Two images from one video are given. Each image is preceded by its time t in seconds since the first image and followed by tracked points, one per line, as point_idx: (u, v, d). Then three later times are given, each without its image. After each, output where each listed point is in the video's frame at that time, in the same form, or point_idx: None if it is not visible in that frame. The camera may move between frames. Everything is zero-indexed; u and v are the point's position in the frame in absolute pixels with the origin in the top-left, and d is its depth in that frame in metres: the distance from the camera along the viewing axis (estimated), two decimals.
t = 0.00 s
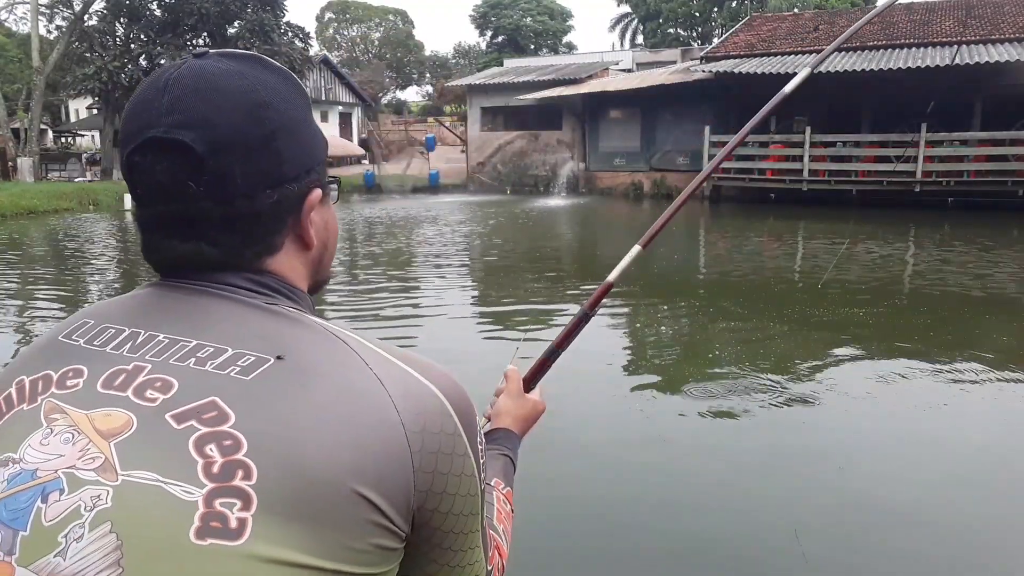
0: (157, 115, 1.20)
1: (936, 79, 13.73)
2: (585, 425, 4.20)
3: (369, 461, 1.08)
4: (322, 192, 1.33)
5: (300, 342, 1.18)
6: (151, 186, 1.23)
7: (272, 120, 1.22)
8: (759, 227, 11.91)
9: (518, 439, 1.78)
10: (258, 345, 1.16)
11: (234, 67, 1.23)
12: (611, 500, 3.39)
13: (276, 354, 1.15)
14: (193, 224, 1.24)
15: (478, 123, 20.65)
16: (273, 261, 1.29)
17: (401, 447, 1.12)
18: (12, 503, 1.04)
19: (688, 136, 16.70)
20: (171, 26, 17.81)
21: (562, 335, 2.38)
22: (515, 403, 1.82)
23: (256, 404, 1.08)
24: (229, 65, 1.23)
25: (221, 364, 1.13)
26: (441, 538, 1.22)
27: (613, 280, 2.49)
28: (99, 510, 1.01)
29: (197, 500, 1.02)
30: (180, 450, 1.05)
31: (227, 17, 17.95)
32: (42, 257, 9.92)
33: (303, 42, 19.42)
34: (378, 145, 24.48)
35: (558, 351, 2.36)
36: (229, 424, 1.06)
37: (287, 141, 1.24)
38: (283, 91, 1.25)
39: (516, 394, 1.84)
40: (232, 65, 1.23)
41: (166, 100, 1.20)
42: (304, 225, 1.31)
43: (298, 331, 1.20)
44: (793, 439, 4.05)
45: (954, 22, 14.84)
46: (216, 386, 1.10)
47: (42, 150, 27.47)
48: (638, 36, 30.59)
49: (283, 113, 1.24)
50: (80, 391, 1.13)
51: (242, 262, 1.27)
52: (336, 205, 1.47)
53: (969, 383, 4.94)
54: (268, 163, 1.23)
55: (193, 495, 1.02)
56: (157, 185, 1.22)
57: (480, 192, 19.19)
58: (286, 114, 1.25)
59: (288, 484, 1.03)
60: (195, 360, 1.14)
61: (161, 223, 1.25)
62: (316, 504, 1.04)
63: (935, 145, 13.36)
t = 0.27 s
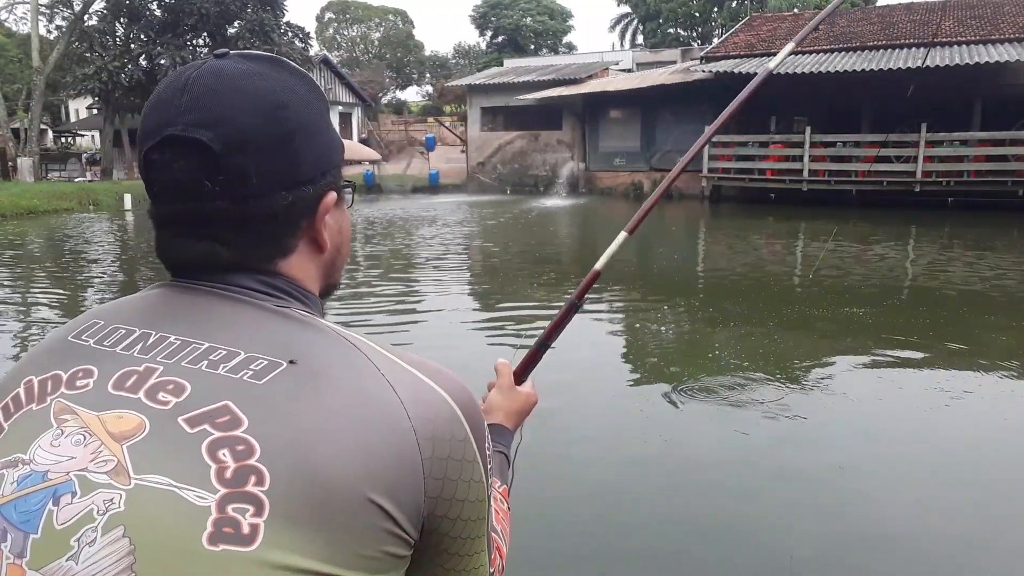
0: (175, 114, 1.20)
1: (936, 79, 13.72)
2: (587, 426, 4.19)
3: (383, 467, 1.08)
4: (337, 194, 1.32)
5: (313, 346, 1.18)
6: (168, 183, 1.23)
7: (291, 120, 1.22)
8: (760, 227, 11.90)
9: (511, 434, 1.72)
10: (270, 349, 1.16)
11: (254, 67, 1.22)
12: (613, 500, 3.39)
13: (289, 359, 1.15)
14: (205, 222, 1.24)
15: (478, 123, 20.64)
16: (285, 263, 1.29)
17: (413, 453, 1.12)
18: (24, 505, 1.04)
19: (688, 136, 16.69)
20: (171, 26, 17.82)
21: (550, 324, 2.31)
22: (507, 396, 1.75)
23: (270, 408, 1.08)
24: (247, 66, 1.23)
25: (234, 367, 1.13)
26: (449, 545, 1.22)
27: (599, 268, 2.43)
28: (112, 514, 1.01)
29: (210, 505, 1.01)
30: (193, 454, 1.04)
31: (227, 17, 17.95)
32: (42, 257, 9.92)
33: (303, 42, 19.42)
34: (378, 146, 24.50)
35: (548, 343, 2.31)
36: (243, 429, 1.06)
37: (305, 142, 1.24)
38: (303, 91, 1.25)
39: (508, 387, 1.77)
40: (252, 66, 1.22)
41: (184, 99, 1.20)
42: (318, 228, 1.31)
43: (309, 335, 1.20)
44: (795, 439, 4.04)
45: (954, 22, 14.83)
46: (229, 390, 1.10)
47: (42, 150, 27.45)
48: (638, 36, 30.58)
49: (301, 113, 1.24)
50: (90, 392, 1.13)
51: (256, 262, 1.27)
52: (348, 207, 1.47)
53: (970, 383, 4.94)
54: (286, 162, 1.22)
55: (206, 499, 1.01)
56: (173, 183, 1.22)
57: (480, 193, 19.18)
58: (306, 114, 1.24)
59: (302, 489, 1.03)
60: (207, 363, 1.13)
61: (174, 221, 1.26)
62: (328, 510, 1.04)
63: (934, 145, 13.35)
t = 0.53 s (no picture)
0: (254, 109, 1.21)
1: (936, 79, 13.72)
2: (586, 425, 4.19)
3: (383, 472, 1.08)
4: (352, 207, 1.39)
5: (313, 348, 1.17)
6: (240, 176, 1.22)
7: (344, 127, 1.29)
8: (760, 227, 11.89)
9: (504, 428, 1.66)
10: (271, 351, 1.15)
11: (304, 76, 1.29)
12: (613, 500, 3.39)
13: (289, 361, 1.14)
14: (272, 218, 1.26)
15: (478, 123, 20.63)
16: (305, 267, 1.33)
17: (413, 458, 1.11)
18: (21, 509, 1.03)
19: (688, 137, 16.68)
20: (171, 26, 17.83)
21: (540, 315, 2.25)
22: (499, 389, 1.69)
23: (271, 411, 1.07)
24: (299, 75, 1.29)
25: (234, 369, 1.12)
26: (446, 548, 1.21)
27: (586, 251, 2.34)
28: (111, 518, 1.00)
29: (209, 509, 1.01)
30: (193, 457, 1.04)
31: (227, 17, 17.97)
32: (42, 257, 9.92)
33: (303, 42, 19.43)
34: (378, 146, 24.51)
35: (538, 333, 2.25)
36: (243, 432, 1.06)
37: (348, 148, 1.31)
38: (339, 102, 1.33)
39: (499, 380, 1.70)
40: (303, 75, 1.29)
41: (261, 97, 1.22)
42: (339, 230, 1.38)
43: (308, 336, 1.19)
44: (794, 439, 4.04)
45: (953, 22, 14.83)
46: (228, 394, 1.09)
47: (42, 150, 27.45)
48: (638, 37, 30.62)
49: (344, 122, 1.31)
50: (87, 394, 1.13)
51: (285, 264, 1.30)
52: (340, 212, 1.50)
53: (968, 383, 4.94)
54: (339, 167, 1.30)
55: (206, 504, 1.01)
56: (249, 177, 1.22)
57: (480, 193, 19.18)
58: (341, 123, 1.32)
59: (301, 494, 1.03)
60: (207, 366, 1.13)
61: (236, 215, 1.24)
62: (328, 514, 1.03)
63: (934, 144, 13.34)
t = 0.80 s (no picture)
0: (263, 110, 1.22)
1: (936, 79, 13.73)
2: (586, 425, 4.20)
3: (382, 468, 1.08)
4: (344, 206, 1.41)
5: (310, 345, 1.18)
6: (250, 173, 1.23)
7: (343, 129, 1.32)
8: (760, 227, 11.90)
9: (505, 427, 1.68)
10: (269, 350, 1.16)
11: (298, 80, 1.31)
12: (614, 500, 3.39)
13: (287, 358, 1.15)
14: (279, 216, 1.27)
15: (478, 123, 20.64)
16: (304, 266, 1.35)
17: (411, 454, 1.12)
18: (22, 507, 1.04)
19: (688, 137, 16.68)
20: (171, 26, 17.82)
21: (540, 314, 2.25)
22: (499, 389, 1.70)
23: (270, 408, 1.08)
24: (293, 79, 1.31)
25: (232, 367, 1.13)
26: (444, 544, 1.22)
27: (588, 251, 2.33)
28: (112, 516, 1.00)
29: (210, 505, 1.01)
30: (192, 453, 1.04)
31: (227, 17, 17.97)
32: (42, 257, 9.92)
33: (303, 42, 19.42)
34: (378, 146, 24.51)
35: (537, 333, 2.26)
36: (243, 428, 1.06)
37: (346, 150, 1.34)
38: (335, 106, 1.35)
39: (499, 379, 1.71)
40: (297, 78, 1.31)
41: (268, 99, 1.23)
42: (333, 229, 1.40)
43: (306, 334, 1.20)
44: (794, 439, 4.05)
45: (953, 22, 14.84)
46: (227, 391, 1.10)
47: (42, 151, 27.44)
48: (638, 36, 30.63)
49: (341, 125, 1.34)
50: (87, 393, 1.13)
51: (285, 264, 1.31)
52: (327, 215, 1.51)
53: (967, 383, 4.95)
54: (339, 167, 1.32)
55: (206, 500, 1.01)
56: (258, 174, 1.23)
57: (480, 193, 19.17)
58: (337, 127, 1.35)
59: (300, 492, 1.03)
60: (206, 364, 1.14)
61: (244, 213, 1.25)
62: (327, 510, 1.04)
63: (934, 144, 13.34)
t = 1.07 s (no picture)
0: (257, 110, 1.23)
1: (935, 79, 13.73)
2: (585, 425, 4.20)
3: (378, 466, 1.09)
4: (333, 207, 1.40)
5: (304, 345, 1.18)
6: (245, 172, 1.23)
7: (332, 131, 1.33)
8: (760, 227, 11.90)
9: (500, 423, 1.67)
10: (263, 349, 1.16)
11: (288, 84, 1.32)
12: (614, 500, 3.39)
13: (281, 357, 1.15)
14: (274, 214, 1.27)
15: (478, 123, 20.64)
16: (296, 267, 1.34)
17: (405, 453, 1.12)
18: (17, 509, 1.04)
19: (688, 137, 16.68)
20: (171, 26, 17.82)
21: (532, 307, 2.24)
22: (492, 384, 1.69)
23: (264, 407, 1.08)
24: (283, 82, 1.31)
25: (226, 366, 1.13)
26: (439, 543, 1.22)
27: (580, 242, 2.31)
28: (107, 515, 1.01)
29: (205, 504, 1.01)
30: (185, 452, 1.05)
31: (227, 17, 17.96)
32: (42, 257, 9.92)
33: (303, 42, 19.41)
34: (378, 146, 24.51)
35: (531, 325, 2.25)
36: (236, 428, 1.06)
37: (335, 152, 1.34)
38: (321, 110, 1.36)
39: (492, 374, 1.71)
40: (288, 80, 1.32)
41: (261, 99, 1.23)
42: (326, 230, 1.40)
43: (299, 334, 1.20)
44: (792, 439, 4.04)
45: (953, 22, 14.84)
46: (221, 391, 1.10)
47: (43, 151, 27.42)
48: (638, 36, 30.64)
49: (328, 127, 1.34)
50: (80, 394, 1.13)
51: (279, 264, 1.31)
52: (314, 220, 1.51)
53: (966, 382, 4.96)
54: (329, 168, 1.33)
55: (201, 499, 1.01)
56: (253, 173, 1.23)
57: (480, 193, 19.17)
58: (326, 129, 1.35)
59: (294, 491, 1.03)
60: (199, 363, 1.14)
61: (238, 211, 1.25)
62: (322, 510, 1.04)
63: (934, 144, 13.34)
